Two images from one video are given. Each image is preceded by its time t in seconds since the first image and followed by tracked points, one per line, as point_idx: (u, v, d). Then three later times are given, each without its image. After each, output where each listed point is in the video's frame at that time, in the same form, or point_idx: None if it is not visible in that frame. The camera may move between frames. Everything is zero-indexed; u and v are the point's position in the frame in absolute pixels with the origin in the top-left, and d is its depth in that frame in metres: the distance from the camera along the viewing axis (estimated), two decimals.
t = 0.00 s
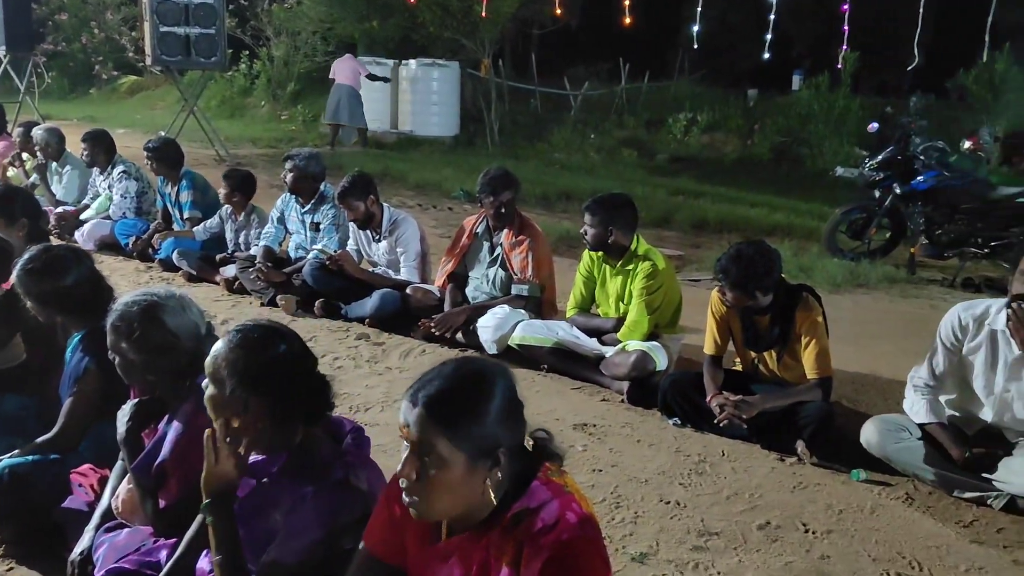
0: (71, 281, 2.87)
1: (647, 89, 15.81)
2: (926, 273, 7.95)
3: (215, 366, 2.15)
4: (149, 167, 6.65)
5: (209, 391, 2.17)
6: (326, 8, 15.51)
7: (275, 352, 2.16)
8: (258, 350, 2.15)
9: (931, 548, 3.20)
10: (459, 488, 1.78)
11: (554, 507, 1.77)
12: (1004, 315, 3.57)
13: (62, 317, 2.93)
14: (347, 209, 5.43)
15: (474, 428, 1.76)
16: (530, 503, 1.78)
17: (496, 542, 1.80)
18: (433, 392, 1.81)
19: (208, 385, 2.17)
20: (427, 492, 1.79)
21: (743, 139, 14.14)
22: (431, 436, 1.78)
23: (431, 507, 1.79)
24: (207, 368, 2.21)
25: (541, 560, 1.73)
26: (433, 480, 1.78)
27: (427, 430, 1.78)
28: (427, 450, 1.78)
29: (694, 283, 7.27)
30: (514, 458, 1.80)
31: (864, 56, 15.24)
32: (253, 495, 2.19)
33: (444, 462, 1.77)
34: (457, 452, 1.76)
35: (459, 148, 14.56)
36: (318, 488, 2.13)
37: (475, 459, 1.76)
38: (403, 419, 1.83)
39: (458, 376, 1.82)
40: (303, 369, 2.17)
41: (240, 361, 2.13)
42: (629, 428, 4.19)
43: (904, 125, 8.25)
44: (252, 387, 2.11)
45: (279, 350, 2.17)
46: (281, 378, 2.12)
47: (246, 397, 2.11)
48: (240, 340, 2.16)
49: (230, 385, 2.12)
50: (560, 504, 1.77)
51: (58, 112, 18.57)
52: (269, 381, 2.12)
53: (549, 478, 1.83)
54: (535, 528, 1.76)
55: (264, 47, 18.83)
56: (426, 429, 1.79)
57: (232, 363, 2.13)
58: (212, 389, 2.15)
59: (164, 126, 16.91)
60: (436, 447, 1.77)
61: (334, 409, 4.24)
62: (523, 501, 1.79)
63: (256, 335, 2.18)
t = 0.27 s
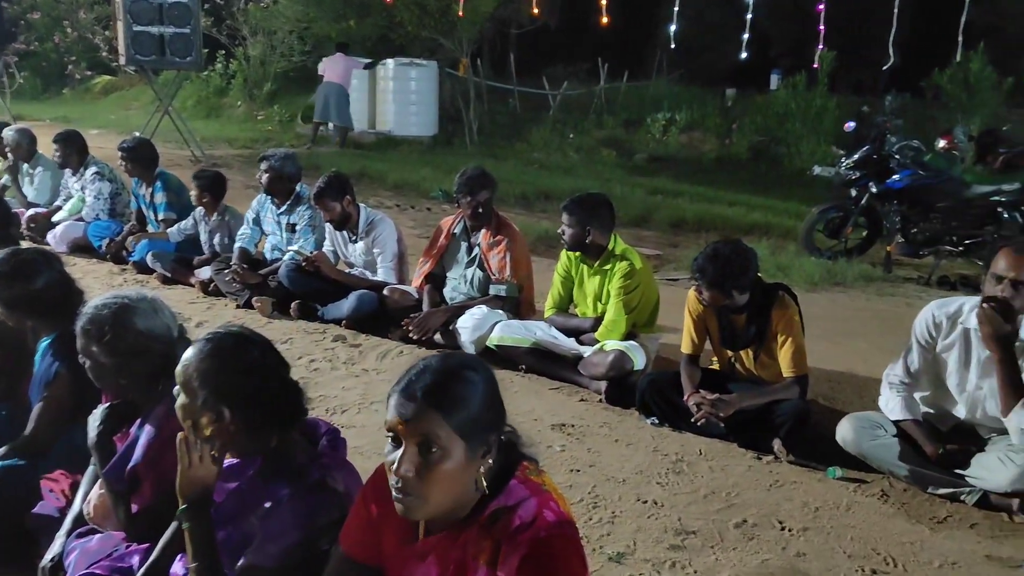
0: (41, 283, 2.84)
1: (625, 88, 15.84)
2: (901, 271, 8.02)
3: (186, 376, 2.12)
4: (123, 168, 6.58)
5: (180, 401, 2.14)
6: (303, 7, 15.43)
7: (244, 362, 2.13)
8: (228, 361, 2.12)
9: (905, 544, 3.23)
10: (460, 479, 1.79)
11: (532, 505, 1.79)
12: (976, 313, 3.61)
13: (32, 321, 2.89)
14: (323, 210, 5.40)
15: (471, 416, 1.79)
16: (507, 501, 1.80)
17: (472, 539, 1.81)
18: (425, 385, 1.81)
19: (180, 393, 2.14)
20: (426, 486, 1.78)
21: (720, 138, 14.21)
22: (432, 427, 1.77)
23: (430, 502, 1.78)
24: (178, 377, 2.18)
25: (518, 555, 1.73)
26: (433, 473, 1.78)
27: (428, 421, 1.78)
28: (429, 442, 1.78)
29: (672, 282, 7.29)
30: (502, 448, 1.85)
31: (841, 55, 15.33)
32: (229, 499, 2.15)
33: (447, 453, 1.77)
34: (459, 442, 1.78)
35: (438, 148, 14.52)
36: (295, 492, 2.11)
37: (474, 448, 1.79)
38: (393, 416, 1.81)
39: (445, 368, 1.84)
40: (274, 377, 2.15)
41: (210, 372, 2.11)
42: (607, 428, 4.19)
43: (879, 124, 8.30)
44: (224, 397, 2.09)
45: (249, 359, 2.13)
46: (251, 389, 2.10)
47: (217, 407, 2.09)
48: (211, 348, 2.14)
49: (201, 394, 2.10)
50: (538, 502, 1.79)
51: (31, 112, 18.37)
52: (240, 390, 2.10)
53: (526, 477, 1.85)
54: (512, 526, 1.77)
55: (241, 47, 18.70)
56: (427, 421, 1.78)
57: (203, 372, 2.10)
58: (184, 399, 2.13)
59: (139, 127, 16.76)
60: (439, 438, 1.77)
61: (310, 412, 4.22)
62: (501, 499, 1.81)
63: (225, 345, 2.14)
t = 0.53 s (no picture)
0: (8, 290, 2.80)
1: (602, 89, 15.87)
2: (877, 271, 8.07)
3: (156, 382, 2.10)
4: (94, 170, 6.49)
5: (153, 408, 2.11)
6: (277, 8, 15.33)
7: (214, 370, 2.09)
8: (197, 370, 2.09)
9: (880, 542, 3.24)
10: (450, 467, 1.81)
11: (507, 502, 1.78)
12: (950, 312, 3.62)
13: None
14: (297, 212, 5.35)
15: (460, 403, 1.84)
16: (482, 499, 1.79)
17: (448, 537, 1.79)
18: (416, 374, 1.84)
19: (151, 401, 2.11)
20: (420, 473, 1.78)
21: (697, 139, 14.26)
22: (429, 414, 1.79)
23: (424, 489, 1.77)
24: (148, 384, 2.15)
25: (494, 553, 1.73)
26: (426, 460, 1.78)
27: (424, 407, 1.79)
28: (424, 428, 1.79)
29: (649, 282, 7.30)
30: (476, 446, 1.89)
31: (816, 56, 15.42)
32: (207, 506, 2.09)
33: (440, 440, 1.79)
34: (451, 429, 1.81)
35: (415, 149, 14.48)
36: (271, 498, 2.06)
37: (461, 438, 1.83)
38: (385, 403, 1.81)
39: (429, 359, 1.88)
40: (246, 384, 2.11)
41: (179, 379, 2.08)
42: (584, 430, 4.18)
43: (854, 124, 8.34)
44: (194, 402, 2.06)
45: (218, 367, 2.10)
46: (220, 397, 2.07)
47: (188, 413, 2.06)
48: (181, 354, 2.11)
49: (173, 402, 2.07)
50: (514, 498, 1.79)
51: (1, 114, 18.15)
52: (208, 399, 2.06)
53: (501, 476, 1.85)
54: (488, 524, 1.76)
55: (214, 48, 18.55)
56: (423, 406, 1.80)
57: (173, 378, 2.08)
58: (157, 407, 2.10)
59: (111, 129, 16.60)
60: (435, 424, 1.79)
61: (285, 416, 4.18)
62: (476, 497, 1.79)
63: (194, 351, 2.11)
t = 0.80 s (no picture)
0: None
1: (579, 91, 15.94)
2: (850, 270, 8.16)
3: (129, 390, 2.11)
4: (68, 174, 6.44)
5: (127, 415, 2.12)
6: (253, 10, 15.26)
7: (186, 377, 2.09)
8: (170, 377, 2.09)
9: (853, 537, 3.29)
10: (426, 463, 1.83)
11: (482, 499, 1.80)
12: (919, 310, 3.69)
13: None
14: (273, 215, 5.34)
15: (436, 399, 1.87)
16: (458, 496, 1.81)
17: (424, 534, 1.81)
18: (392, 372, 1.86)
19: (125, 408, 2.12)
20: (397, 468, 1.80)
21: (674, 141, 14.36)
22: (406, 409, 1.82)
23: (402, 483, 1.80)
24: (122, 391, 2.15)
25: (470, 549, 1.75)
26: (404, 456, 1.81)
27: (402, 402, 1.82)
28: (401, 424, 1.81)
29: (626, 283, 7.35)
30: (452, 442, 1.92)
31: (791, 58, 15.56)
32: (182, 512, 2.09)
33: (418, 436, 1.82)
34: (429, 424, 1.84)
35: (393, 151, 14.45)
36: (246, 503, 2.07)
37: (438, 433, 1.86)
38: (363, 400, 1.83)
39: (405, 357, 1.91)
40: (220, 389, 2.11)
41: (152, 387, 2.08)
42: (561, 430, 4.21)
43: (828, 125, 8.43)
44: (167, 408, 2.06)
45: (191, 374, 2.09)
46: (193, 404, 2.07)
47: (161, 419, 2.06)
48: (152, 361, 2.11)
49: (145, 409, 2.08)
50: (488, 495, 1.80)
51: None
52: (181, 405, 2.07)
53: (476, 473, 1.86)
54: (463, 520, 1.78)
55: (190, 50, 18.44)
56: (400, 402, 1.82)
57: (145, 385, 2.08)
58: (130, 415, 2.11)
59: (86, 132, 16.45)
60: (412, 419, 1.82)
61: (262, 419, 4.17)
62: (451, 494, 1.81)
63: (166, 358, 2.11)
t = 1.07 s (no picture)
0: None
1: (560, 93, 15.99)
2: (829, 269, 8.23)
3: (105, 399, 2.07)
4: (46, 178, 6.38)
5: (104, 423, 2.08)
6: (232, 13, 15.20)
7: (164, 384, 2.07)
8: (147, 385, 2.06)
9: (832, 533, 3.32)
10: (408, 464, 1.84)
11: (463, 500, 1.81)
12: (894, 309, 3.73)
13: None
14: (253, 218, 5.33)
15: (417, 399, 1.88)
16: (439, 498, 1.82)
17: (404, 536, 1.82)
18: (373, 373, 1.88)
19: (101, 417, 2.08)
20: (380, 469, 1.81)
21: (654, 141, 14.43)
22: (388, 410, 1.83)
23: (384, 484, 1.81)
24: (98, 398, 2.12)
25: (452, 550, 1.76)
26: (385, 457, 1.82)
27: (383, 404, 1.84)
28: (383, 425, 1.83)
29: (607, 284, 7.38)
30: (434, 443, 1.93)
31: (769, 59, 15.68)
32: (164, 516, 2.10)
33: (399, 436, 1.83)
34: (410, 425, 1.85)
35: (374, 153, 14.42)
36: (229, 508, 2.08)
37: (420, 434, 1.87)
38: (344, 402, 1.84)
39: (385, 359, 1.92)
40: (199, 395, 2.09)
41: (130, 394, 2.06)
42: (543, 430, 4.23)
43: (805, 125, 8.51)
44: (145, 415, 2.04)
45: (169, 381, 2.07)
46: (173, 411, 2.05)
47: (139, 426, 2.03)
48: (129, 368, 2.08)
49: (123, 418, 2.05)
50: (469, 496, 1.81)
51: None
52: (160, 412, 2.04)
53: (457, 475, 1.87)
54: (444, 521, 1.79)
55: (169, 53, 18.33)
56: (381, 403, 1.83)
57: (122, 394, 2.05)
58: (107, 423, 2.07)
59: (63, 135, 16.31)
60: (394, 420, 1.83)
61: (244, 423, 4.16)
62: (432, 496, 1.82)
63: (142, 365, 2.08)
